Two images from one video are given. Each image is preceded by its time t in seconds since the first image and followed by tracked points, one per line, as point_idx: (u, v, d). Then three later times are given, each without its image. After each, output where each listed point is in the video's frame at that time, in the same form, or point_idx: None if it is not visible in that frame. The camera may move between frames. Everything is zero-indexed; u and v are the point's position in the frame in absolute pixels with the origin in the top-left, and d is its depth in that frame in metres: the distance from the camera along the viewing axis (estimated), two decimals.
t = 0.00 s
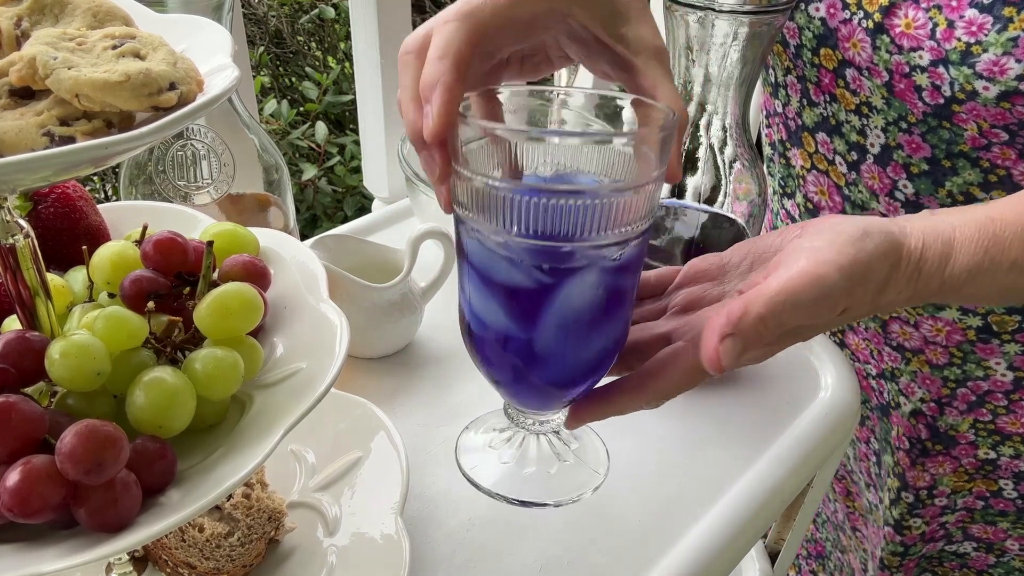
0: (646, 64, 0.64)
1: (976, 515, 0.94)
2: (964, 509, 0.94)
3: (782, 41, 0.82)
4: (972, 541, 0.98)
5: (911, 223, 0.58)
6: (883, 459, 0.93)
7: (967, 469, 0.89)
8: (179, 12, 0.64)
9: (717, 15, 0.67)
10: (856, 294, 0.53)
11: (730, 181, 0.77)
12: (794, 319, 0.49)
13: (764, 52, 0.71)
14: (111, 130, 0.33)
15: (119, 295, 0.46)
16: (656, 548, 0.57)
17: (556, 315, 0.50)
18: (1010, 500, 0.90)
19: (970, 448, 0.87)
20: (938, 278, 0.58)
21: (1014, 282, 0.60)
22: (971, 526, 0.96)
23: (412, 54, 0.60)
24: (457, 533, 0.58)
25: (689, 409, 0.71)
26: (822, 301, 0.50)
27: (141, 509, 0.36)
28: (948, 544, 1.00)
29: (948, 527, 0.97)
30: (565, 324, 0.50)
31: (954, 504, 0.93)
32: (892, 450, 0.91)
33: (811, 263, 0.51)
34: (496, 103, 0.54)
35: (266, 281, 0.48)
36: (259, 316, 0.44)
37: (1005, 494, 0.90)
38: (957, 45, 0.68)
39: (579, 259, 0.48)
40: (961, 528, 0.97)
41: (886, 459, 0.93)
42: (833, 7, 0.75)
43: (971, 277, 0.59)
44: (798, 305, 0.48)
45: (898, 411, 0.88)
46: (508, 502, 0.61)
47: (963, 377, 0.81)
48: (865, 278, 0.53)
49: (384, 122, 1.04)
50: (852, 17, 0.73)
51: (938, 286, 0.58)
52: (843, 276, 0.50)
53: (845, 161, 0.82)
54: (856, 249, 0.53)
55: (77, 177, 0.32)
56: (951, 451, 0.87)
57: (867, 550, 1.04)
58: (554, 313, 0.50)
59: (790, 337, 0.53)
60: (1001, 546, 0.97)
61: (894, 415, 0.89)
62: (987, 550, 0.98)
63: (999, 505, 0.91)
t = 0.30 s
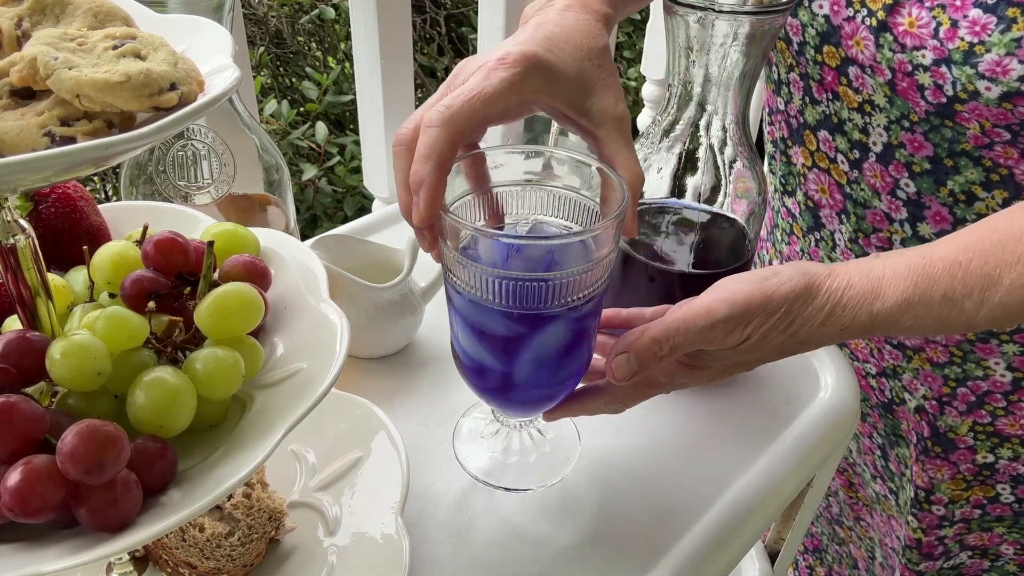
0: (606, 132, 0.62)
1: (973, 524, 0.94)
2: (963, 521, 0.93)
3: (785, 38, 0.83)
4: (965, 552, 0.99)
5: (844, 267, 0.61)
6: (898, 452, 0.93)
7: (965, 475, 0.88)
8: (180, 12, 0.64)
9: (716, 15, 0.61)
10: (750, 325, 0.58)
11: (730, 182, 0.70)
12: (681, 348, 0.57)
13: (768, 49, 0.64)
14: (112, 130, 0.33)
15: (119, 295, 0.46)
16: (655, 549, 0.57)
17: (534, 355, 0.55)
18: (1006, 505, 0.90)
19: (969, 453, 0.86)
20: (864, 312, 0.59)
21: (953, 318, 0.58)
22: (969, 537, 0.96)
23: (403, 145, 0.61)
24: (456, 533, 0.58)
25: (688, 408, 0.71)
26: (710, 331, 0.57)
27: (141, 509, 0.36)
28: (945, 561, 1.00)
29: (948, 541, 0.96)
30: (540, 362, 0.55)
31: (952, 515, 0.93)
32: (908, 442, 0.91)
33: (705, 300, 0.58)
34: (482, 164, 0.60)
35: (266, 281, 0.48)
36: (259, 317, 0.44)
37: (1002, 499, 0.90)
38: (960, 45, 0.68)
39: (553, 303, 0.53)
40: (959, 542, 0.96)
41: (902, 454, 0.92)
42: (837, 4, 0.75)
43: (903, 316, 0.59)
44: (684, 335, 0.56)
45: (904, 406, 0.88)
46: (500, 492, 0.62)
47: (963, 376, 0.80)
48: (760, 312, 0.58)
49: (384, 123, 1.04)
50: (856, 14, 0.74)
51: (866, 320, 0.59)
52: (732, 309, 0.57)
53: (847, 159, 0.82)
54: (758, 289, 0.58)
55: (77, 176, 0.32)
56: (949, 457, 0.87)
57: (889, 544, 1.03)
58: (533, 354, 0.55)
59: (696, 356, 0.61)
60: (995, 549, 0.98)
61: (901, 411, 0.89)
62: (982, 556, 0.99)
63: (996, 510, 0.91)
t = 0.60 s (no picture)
0: (603, 167, 0.66)
1: (979, 544, 0.92)
2: (968, 536, 0.91)
3: (789, 37, 0.83)
4: None
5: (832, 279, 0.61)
6: (901, 449, 0.93)
7: (971, 481, 0.86)
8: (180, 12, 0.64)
9: (716, 15, 0.60)
10: (731, 331, 0.59)
11: (731, 182, 0.70)
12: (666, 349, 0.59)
13: (768, 49, 0.64)
14: (112, 130, 0.33)
15: (119, 295, 0.46)
16: (655, 549, 0.57)
17: (528, 374, 0.56)
18: (1012, 520, 0.89)
19: (972, 457, 0.85)
20: (849, 322, 0.59)
21: (939, 328, 0.57)
22: (975, 560, 0.94)
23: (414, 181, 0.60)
24: (456, 533, 0.58)
25: (688, 407, 0.71)
26: (694, 335, 0.59)
27: (141, 509, 0.36)
28: None
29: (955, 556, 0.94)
30: (539, 381, 0.56)
31: (957, 524, 0.91)
32: (910, 441, 0.91)
33: (690, 306, 0.60)
34: (488, 195, 0.61)
35: (266, 281, 0.48)
36: (259, 317, 0.44)
37: (1008, 513, 0.88)
38: (964, 46, 0.68)
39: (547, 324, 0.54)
40: (964, 561, 0.94)
41: (907, 451, 0.92)
42: (841, 3, 0.75)
43: (889, 326, 0.58)
44: (668, 336, 0.58)
45: (906, 406, 0.88)
46: (501, 490, 0.62)
47: (965, 376, 0.79)
48: (741, 318, 0.59)
49: (385, 123, 1.04)
50: (860, 14, 0.74)
51: (850, 331, 0.59)
52: (715, 315, 0.59)
53: (851, 159, 0.81)
54: (742, 297, 0.59)
55: (77, 177, 0.32)
56: (954, 457, 0.86)
57: (895, 534, 1.04)
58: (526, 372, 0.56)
59: (684, 362, 0.62)
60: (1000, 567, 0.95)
61: (901, 412, 0.89)
62: None
63: (1002, 527, 0.90)
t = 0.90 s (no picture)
0: (607, 170, 0.66)
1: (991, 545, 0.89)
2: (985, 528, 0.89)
3: (792, 33, 0.83)
4: None
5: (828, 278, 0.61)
6: (898, 450, 0.93)
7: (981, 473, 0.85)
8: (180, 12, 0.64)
9: (715, 16, 0.60)
10: (723, 320, 0.59)
11: (731, 182, 0.69)
12: (658, 330, 0.58)
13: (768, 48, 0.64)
14: (112, 130, 0.33)
15: (120, 295, 0.46)
16: (655, 548, 0.57)
17: (529, 374, 0.56)
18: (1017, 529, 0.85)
19: (979, 451, 0.84)
20: (844, 319, 0.59)
21: (934, 327, 0.57)
22: (986, 560, 0.91)
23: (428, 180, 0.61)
24: (456, 533, 0.58)
25: (688, 408, 0.71)
26: (685, 322, 0.58)
27: (141, 509, 0.36)
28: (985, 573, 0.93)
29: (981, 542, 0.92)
30: (540, 380, 0.56)
31: (978, 513, 0.89)
32: (907, 442, 0.91)
33: (685, 292, 0.60)
34: (493, 196, 0.61)
35: (266, 281, 0.48)
36: (259, 317, 0.44)
37: (1012, 520, 0.85)
38: (966, 43, 0.67)
39: (547, 323, 0.54)
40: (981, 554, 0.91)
41: (902, 452, 0.92)
42: None
43: (884, 325, 0.58)
44: (661, 317, 0.58)
45: (906, 405, 0.88)
46: (500, 492, 0.62)
47: (965, 373, 0.79)
48: (736, 309, 0.59)
49: (385, 123, 1.04)
50: (863, 10, 0.73)
51: (846, 327, 0.59)
52: (707, 304, 0.58)
53: (852, 156, 0.81)
54: (735, 289, 0.59)
55: (77, 176, 0.33)
56: (963, 450, 0.85)
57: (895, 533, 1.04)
58: (527, 372, 0.56)
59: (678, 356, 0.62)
60: None
61: (900, 411, 0.89)
62: None
63: (1007, 534, 0.86)
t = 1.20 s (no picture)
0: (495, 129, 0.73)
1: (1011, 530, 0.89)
2: (999, 517, 0.89)
3: (803, 28, 0.79)
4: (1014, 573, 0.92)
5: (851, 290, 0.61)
6: (902, 450, 0.91)
7: (990, 471, 0.85)
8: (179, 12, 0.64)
9: (715, 15, 0.59)
10: (748, 332, 0.58)
11: (731, 183, 0.69)
12: (683, 344, 0.58)
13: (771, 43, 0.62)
14: (112, 130, 0.33)
15: (120, 295, 0.46)
16: (655, 548, 0.57)
17: (529, 374, 0.56)
18: None
19: (986, 452, 0.84)
20: (874, 330, 0.58)
21: (966, 337, 0.58)
22: (1008, 545, 0.90)
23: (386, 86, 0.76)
24: (457, 533, 0.58)
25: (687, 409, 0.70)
26: (708, 333, 0.58)
27: (141, 510, 0.36)
28: (994, 562, 0.94)
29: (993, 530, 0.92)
30: (541, 381, 0.56)
31: (986, 506, 0.89)
32: (911, 443, 0.89)
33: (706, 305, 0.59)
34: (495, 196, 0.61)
35: (266, 281, 0.48)
36: (259, 317, 0.44)
37: None
38: (981, 42, 0.65)
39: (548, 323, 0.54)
40: (1000, 542, 0.91)
41: (907, 452, 0.91)
42: None
43: (912, 335, 0.58)
44: (683, 333, 0.57)
45: (912, 406, 0.86)
46: (501, 492, 0.62)
47: (973, 375, 0.78)
48: (759, 320, 0.58)
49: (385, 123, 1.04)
50: (877, 6, 0.70)
51: (875, 338, 0.59)
52: (730, 315, 0.58)
53: (862, 155, 0.77)
54: (760, 300, 0.59)
55: (77, 176, 0.32)
56: (969, 451, 0.85)
57: (895, 531, 1.03)
58: (527, 373, 0.56)
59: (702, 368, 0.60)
60: None
61: (905, 412, 0.87)
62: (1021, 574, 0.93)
63: None
